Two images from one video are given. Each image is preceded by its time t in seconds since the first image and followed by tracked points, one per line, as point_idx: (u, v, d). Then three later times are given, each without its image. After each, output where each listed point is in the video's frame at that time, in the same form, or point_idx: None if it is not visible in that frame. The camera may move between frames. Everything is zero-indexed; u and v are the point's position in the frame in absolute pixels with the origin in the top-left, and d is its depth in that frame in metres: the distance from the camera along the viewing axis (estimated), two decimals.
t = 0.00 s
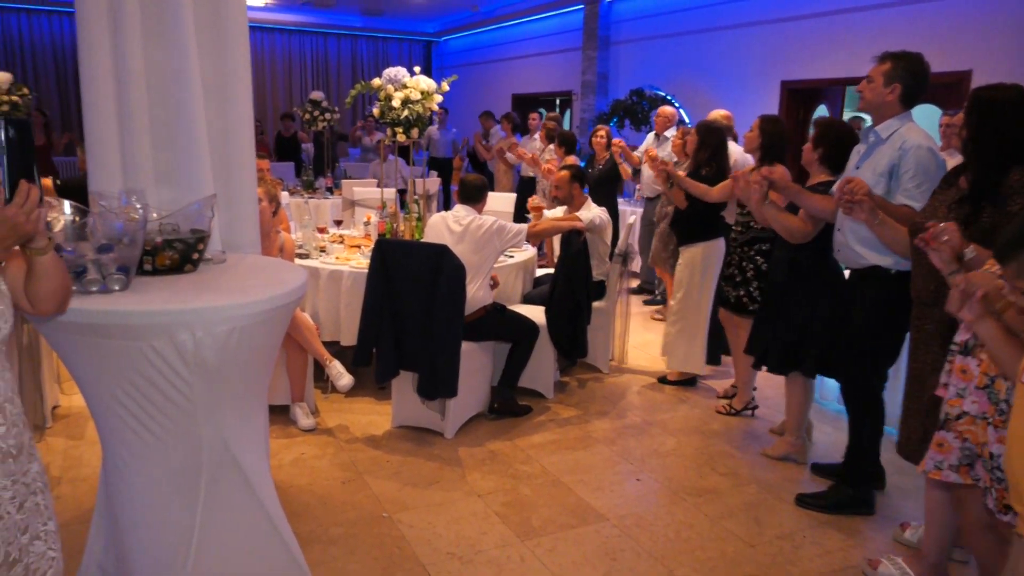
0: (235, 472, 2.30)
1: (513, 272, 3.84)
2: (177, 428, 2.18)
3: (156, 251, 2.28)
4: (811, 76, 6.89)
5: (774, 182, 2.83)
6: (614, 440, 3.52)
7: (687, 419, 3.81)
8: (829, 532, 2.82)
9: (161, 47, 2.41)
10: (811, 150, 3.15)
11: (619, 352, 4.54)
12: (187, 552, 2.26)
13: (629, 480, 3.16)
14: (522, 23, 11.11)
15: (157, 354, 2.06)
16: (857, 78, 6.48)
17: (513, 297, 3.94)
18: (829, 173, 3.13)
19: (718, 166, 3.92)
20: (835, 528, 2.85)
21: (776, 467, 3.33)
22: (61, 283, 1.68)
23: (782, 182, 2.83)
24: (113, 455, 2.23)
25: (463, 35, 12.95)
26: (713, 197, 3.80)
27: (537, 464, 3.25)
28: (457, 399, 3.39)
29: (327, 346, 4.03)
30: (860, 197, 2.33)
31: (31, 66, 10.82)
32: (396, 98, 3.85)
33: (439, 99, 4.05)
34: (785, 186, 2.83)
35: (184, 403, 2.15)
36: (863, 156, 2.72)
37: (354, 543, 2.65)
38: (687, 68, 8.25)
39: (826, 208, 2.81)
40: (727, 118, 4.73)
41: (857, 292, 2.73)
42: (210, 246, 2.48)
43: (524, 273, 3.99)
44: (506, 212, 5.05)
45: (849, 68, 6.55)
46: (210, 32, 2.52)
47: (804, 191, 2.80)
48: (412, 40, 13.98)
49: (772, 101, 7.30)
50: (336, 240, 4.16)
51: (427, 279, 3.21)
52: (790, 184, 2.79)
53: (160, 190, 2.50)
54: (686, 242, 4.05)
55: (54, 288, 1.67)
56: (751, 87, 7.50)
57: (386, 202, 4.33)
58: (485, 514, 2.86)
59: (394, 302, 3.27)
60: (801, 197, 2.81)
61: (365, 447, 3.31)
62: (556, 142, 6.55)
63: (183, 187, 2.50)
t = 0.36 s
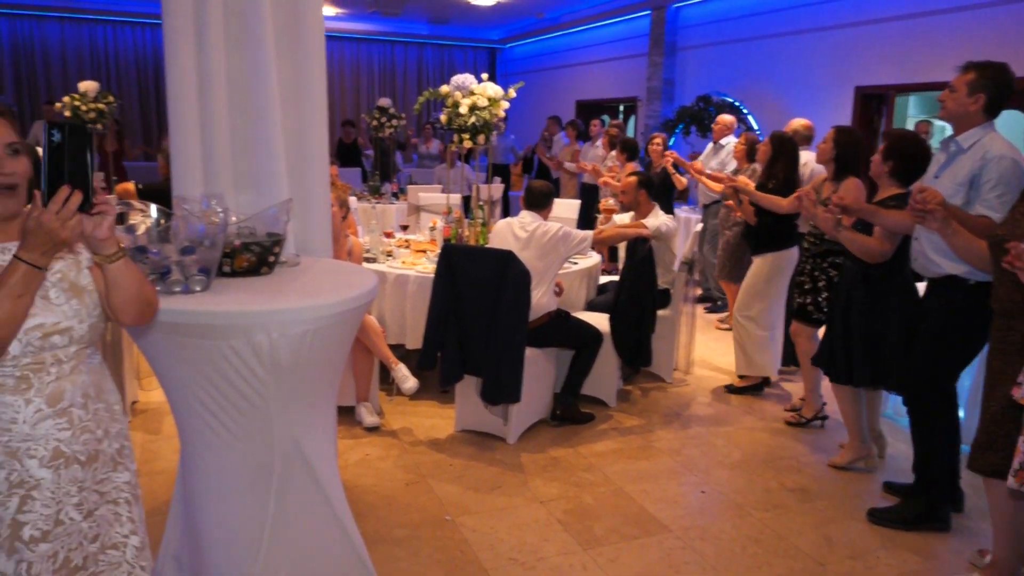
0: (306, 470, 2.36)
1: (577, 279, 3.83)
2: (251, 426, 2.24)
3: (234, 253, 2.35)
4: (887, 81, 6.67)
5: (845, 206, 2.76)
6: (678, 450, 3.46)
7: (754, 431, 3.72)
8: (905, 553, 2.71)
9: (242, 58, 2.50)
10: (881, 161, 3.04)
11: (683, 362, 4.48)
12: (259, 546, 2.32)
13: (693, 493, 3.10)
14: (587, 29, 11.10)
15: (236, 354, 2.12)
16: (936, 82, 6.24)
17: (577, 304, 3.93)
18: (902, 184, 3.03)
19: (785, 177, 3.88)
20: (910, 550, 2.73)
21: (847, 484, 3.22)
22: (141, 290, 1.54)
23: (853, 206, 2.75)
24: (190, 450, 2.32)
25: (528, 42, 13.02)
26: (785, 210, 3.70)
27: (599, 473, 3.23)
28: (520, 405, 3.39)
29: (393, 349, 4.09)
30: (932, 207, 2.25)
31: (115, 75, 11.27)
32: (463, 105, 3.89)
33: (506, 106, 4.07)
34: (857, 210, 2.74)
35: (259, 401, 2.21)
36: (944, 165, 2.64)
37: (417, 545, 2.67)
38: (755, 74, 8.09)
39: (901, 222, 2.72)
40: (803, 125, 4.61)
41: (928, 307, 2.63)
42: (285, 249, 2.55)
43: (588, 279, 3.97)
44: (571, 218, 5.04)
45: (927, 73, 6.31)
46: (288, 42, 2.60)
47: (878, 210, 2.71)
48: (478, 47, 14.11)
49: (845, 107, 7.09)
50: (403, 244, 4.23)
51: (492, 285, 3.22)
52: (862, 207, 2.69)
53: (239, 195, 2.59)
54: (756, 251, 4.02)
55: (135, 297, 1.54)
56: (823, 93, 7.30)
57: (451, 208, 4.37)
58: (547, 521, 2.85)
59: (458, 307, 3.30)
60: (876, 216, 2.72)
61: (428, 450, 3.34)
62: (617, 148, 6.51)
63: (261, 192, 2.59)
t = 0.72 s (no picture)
0: (368, 460, 2.40)
1: (635, 277, 3.80)
2: (316, 415, 2.29)
3: (302, 247, 2.40)
4: (961, 76, 6.42)
5: (912, 188, 2.73)
6: (736, 453, 3.41)
7: (816, 436, 3.63)
8: (975, 566, 2.61)
9: (312, 55, 2.55)
10: (950, 155, 2.92)
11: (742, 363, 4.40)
12: (321, 534, 2.37)
13: (751, 496, 3.04)
14: (646, 25, 10.98)
15: (303, 346, 2.17)
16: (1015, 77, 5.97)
17: (634, 303, 3.90)
18: (971, 177, 2.91)
19: (853, 172, 3.82)
20: (980, 563, 2.63)
21: (914, 492, 3.12)
22: (181, 290, 1.47)
23: (922, 189, 2.71)
24: (257, 437, 2.38)
25: (586, 38, 12.95)
26: (850, 202, 3.70)
27: (655, 473, 3.20)
28: (576, 402, 3.39)
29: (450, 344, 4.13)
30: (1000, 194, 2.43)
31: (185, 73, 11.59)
32: (523, 101, 3.90)
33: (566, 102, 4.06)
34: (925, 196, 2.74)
35: (324, 392, 2.26)
36: (1012, 159, 2.65)
37: (473, 538, 2.70)
38: (819, 69, 7.88)
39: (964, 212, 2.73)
40: (872, 122, 4.47)
41: (994, 299, 2.67)
42: (350, 243, 2.60)
43: (646, 277, 3.94)
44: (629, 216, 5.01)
45: (1006, 67, 6.05)
46: (356, 39, 2.64)
47: (941, 198, 2.72)
48: (535, 44, 14.08)
49: (915, 103, 6.85)
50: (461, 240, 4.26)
51: (550, 281, 3.23)
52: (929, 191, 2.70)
53: (306, 189, 2.65)
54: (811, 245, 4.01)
55: (179, 297, 1.48)
56: (891, 88, 7.07)
57: (509, 204, 4.39)
58: (603, 519, 2.84)
59: (516, 302, 3.32)
60: (942, 205, 2.72)
61: (484, 444, 3.37)
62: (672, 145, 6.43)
63: (327, 188, 2.64)
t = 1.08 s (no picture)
0: (443, 458, 2.41)
1: (709, 282, 3.74)
2: (393, 412, 2.32)
3: (383, 245, 2.42)
4: None
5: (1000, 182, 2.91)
6: (811, 464, 3.32)
7: (897, 450, 3.50)
8: None
9: (394, 56, 2.59)
10: None
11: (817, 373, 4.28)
12: (395, 531, 2.39)
13: (828, 510, 2.95)
14: (718, 25, 10.80)
15: (386, 343, 2.19)
16: None
17: (706, 308, 3.84)
18: None
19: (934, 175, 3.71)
20: None
21: (1003, 513, 2.97)
22: (211, 300, 1.49)
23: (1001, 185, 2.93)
24: (336, 431, 2.43)
25: (656, 38, 12.80)
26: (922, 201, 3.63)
27: (727, 482, 3.14)
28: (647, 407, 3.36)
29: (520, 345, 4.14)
30: None
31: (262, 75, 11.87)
32: (596, 102, 3.87)
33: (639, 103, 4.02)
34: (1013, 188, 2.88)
35: (404, 389, 2.28)
36: None
37: (543, 541, 2.69)
38: (900, 69, 7.60)
39: None
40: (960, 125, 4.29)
41: None
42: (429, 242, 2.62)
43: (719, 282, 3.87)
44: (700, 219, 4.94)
45: None
46: (438, 40, 2.65)
47: None
48: (604, 44, 13.98)
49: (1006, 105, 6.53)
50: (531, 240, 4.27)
51: (623, 284, 3.19)
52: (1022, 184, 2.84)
53: (386, 188, 2.67)
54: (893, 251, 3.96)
55: (213, 309, 1.50)
56: (979, 89, 6.76)
57: (580, 206, 4.38)
58: (674, 527, 2.79)
59: (588, 305, 3.29)
60: None
61: (553, 446, 3.37)
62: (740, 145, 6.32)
63: (406, 187, 2.66)
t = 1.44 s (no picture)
0: (559, 461, 2.41)
1: (834, 292, 3.58)
2: (513, 412, 2.33)
3: (507, 246, 2.44)
4: None
5: None
6: (945, 490, 3.10)
7: None
8: None
9: (522, 59, 2.61)
10: None
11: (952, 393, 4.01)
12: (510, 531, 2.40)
13: (964, 540, 2.75)
14: (845, 22, 10.31)
15: (508, 344, 2.21)
16: None
17: (830, 319, 3.68)
18: None
19: None
20: None
21: None
22: (295, 322, 1.31)
23: None
24: (455, 427, 2.47)
25: (777, 37, 12.36)
26: None
27: (851, 503, 2.98)
28: (765, 419, 3.25)
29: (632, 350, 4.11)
30: None
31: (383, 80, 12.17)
32: (718, 104, 3.77)
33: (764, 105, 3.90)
34: None
35: (524, 389, 2.29)
36: None
37: (654, 551, 2.64)
38: None
39: None
40: None
41: None
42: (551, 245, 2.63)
43: (845, 292, 3.69)
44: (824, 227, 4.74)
45: None
46: (565, 42, 2.64)
47: None
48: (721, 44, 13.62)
49: None
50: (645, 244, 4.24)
51: (744, 292, 3.09)
52: None
53: (509, 190, 2.72)
54: None
55: (294, 328, 1.31)
56: None
57: (698, 210, 4.30)
58: (793, 546, 2.68)
59: (706, 312, 3.22)
60: None
61: (665, 455, 3.32)
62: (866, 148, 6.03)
63: (530, 190, 2.69)
